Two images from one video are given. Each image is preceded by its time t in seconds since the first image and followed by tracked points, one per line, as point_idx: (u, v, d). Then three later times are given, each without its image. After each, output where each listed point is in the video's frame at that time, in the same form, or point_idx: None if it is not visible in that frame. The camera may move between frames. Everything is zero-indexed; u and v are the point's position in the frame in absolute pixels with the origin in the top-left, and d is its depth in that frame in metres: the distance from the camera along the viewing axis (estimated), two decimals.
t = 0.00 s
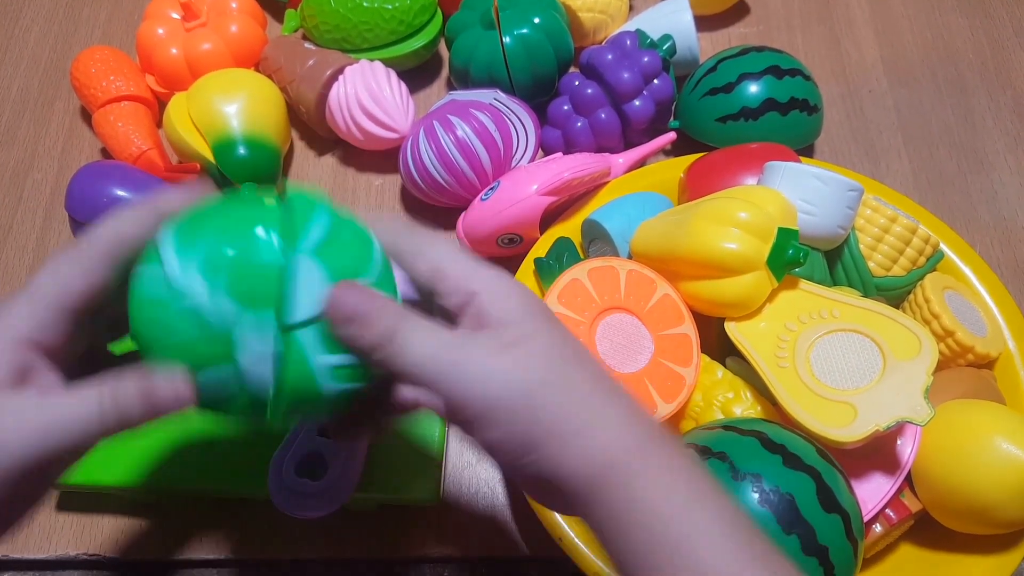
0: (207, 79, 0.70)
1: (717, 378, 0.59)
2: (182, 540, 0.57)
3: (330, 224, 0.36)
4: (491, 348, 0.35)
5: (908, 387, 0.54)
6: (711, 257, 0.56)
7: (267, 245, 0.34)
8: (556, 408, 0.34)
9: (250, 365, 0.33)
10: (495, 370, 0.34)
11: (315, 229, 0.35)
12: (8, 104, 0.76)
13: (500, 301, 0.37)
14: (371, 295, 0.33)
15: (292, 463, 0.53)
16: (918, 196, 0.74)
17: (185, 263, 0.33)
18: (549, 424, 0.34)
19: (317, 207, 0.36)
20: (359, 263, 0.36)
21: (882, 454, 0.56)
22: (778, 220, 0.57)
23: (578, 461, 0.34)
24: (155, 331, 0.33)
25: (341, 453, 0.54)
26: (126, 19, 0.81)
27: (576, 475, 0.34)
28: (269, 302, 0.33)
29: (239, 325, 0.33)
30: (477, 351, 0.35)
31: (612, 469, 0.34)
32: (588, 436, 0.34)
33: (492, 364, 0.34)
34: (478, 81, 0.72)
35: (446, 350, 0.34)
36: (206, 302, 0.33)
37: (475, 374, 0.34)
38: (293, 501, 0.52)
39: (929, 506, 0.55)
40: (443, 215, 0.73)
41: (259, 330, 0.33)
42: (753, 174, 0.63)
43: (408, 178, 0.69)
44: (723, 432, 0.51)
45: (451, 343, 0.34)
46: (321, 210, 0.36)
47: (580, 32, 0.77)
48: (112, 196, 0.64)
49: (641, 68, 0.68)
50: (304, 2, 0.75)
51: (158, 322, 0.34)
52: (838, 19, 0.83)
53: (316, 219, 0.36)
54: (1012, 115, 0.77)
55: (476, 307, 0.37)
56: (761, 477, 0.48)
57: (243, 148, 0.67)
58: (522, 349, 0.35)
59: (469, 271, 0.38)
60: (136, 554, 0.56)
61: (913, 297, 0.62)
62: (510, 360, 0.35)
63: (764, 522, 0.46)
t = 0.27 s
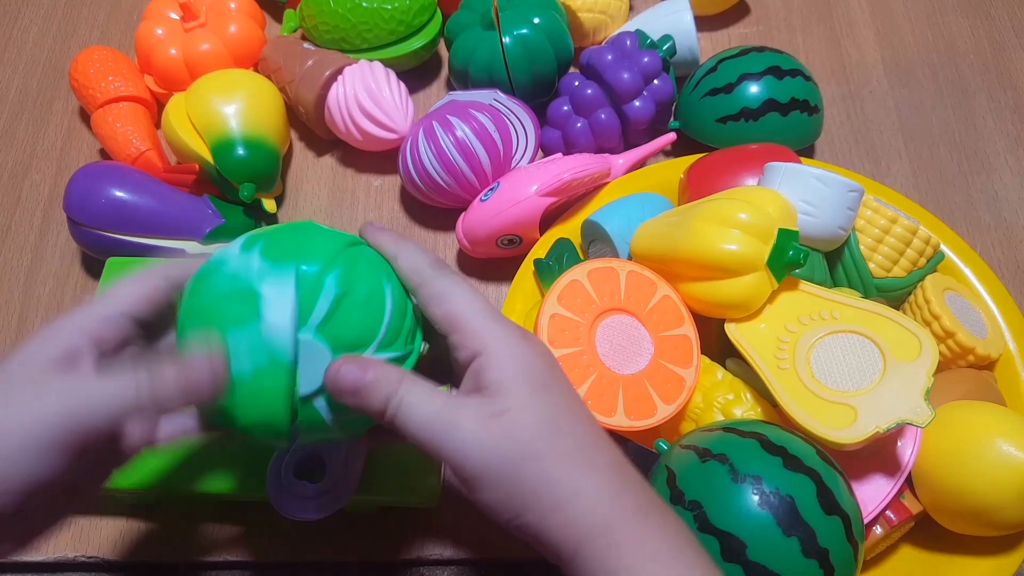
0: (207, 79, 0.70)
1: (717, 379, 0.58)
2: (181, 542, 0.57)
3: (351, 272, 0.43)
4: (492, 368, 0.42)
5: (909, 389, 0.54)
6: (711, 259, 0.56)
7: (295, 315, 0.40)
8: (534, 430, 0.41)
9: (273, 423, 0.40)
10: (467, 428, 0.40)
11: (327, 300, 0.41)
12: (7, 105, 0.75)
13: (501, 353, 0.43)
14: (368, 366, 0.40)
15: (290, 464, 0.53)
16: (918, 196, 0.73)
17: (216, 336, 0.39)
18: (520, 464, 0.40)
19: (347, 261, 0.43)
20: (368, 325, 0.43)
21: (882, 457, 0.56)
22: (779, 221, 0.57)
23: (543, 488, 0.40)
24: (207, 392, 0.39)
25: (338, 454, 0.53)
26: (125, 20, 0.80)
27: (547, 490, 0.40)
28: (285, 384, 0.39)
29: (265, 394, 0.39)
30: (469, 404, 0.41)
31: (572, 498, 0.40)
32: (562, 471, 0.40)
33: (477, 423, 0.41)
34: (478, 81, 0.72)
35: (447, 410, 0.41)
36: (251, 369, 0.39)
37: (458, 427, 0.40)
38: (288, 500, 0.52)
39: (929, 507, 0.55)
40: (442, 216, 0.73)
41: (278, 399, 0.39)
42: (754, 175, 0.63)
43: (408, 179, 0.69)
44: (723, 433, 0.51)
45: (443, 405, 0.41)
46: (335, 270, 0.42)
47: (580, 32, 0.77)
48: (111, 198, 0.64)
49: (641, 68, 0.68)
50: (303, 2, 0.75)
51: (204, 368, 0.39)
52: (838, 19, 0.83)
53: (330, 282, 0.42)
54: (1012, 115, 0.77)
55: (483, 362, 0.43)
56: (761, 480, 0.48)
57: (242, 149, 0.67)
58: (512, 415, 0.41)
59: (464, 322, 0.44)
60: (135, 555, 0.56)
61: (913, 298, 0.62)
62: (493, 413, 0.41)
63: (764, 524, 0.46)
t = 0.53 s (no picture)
0: (206, 81, 0.70)
1: (718, 380, 0.58)
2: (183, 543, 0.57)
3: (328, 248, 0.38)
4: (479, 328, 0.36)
5: (909, 390, 0.54)
6: (712, 259, 0.55)
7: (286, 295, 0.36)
8: (548, 393, 0.34)
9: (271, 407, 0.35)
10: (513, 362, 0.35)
11: (311, 273, 0.37)
12: (8, 106, 0.76)
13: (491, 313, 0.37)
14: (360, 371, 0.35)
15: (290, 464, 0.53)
16: (919, 197, 0.73)
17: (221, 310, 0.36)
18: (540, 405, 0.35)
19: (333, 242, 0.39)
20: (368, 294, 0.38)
21: (882, 458, 0.56)
22: (779, 222, 0.57)
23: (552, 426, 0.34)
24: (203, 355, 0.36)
25: (338, 458, 0.52)
26: (125, 21, 0.80)
27: (556, 448, 0.34)
28: (293, 358, 0.35)
29: (269, 369, 0.35)
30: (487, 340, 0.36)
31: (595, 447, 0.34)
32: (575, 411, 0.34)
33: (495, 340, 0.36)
34: (477, 82, 0.72)
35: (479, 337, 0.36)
36: (245, 335, 0.36)
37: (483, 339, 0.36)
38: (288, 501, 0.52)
39: (930, 508, 0.55)
40: (442, 217, 0.73)
41: (289, 381, 0.35)
42: (754, 176, 0.63)
43: (408, 180, 0.69)
44: (723, 435, 0.51)
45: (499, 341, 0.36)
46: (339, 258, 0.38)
47: (580, 33, 0.77)
48: (111, 200, 0.64)
49: (640, 69, 0.68)
50: (302, 4, 0.75)
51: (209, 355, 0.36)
52: (839, 19, 0.83)
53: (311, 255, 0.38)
54: (1013, 116, 0.77)
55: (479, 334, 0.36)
56: (762, 481, 0.48)
57: (242, 151, 0.67)
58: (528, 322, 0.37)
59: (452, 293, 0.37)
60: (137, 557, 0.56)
61: (913, 298, 0.62)
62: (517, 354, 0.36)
63: (764, 526, 0.46)
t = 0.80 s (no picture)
0: (207, 80, 0.70)
1: (718, 379, 0.58)
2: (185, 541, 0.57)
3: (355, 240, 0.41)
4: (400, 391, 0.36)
5: (910, 388, 0.54)
6: (713, 257, 0.55)
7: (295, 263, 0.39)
8: (458, 465, 0.36)
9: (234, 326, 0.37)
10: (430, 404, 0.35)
11: (324, 246, 0.39)
12: (8, 105, 0.75)
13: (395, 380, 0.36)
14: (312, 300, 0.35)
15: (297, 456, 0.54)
16: (919, 196, 0.73)
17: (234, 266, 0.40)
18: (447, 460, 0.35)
19: (365, 238, 0.41)
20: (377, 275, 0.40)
21: (883, 456, 0.56)
22: (780, 220, 0.57)
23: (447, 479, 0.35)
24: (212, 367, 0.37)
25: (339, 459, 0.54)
26: (125, 19, 0.80)
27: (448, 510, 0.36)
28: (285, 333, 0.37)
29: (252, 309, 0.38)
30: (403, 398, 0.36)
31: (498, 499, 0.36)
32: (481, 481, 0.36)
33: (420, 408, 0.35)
34: (478, 81, 0.72)
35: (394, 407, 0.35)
36: (235, 286, 0.38)
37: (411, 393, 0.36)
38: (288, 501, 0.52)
39: (931, 507, 0.55)
40: (442, 216, 0.73)
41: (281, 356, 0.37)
42: (755, 174, 0.63)
43: (408, 179, 0.69)
44: (724, 433, 0.51)
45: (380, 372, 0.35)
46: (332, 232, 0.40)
47: (580, 32, 0.77)
48: (111, 198, 0.64)
49: (641, 68, 0.68)
50: (303, 2, 0.75)
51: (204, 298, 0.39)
52: (839, 18, 0.83)
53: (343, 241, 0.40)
54: (1013, 114, 0.77)
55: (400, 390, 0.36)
56: (763, 479, 0.48)
57: (242, 149, 0.67)
58: (436, 395, 0.37)
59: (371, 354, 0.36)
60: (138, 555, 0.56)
61: (914, 297, 0.62)
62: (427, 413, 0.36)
63: (765, 524, 0.46)
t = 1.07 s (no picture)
0: (207, 79, 0.70)
1: (719, 378, 0.58)
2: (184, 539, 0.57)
3: (317, 170, 0.38)
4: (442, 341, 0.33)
5: (911, 387, 0.54)
6: (714, 257, 0.55)
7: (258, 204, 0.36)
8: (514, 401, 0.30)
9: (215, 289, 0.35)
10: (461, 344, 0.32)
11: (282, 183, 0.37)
12: (8, 104, 0.75)
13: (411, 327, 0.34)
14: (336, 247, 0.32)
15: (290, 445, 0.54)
16: (920, 195, 0.73)
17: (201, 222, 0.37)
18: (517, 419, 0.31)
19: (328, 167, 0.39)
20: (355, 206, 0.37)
21: (884, 456, 0.56)
22: (781, 220, 0.57)
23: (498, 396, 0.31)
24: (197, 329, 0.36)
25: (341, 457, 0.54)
26: (126, 19, 0.80)
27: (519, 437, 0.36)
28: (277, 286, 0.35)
29: (233, 266, 0.36)
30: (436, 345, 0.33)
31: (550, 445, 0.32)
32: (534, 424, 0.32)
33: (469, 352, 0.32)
34: (478, 80, 0.72)
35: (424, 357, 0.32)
36: (209, 239, 0.36)
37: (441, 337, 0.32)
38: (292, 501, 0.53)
39: (931, 506, 0.55)
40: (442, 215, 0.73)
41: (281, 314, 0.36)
42: (755, 174, 0.63)
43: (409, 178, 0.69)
44: (725, 432, 0.51)
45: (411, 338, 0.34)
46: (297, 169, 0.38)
47: (580, 31, 0.77)
48: (112, 197, 0.64)
49: (642, 67, 0.68)
50: (303, 2, 0.75)
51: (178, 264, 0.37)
52: (840, 18, 0.83)
53: (306, 173, 0.38)
54: (1014, 114, 0.77)
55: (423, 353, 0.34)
56: (764, 478, 0.48)
57: (243, 148, 0.67)
58: (487, 316, 0.31)
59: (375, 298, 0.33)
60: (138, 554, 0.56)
61: (914, 296, 0.62)
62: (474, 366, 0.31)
63: (767, 523, 0.46)
